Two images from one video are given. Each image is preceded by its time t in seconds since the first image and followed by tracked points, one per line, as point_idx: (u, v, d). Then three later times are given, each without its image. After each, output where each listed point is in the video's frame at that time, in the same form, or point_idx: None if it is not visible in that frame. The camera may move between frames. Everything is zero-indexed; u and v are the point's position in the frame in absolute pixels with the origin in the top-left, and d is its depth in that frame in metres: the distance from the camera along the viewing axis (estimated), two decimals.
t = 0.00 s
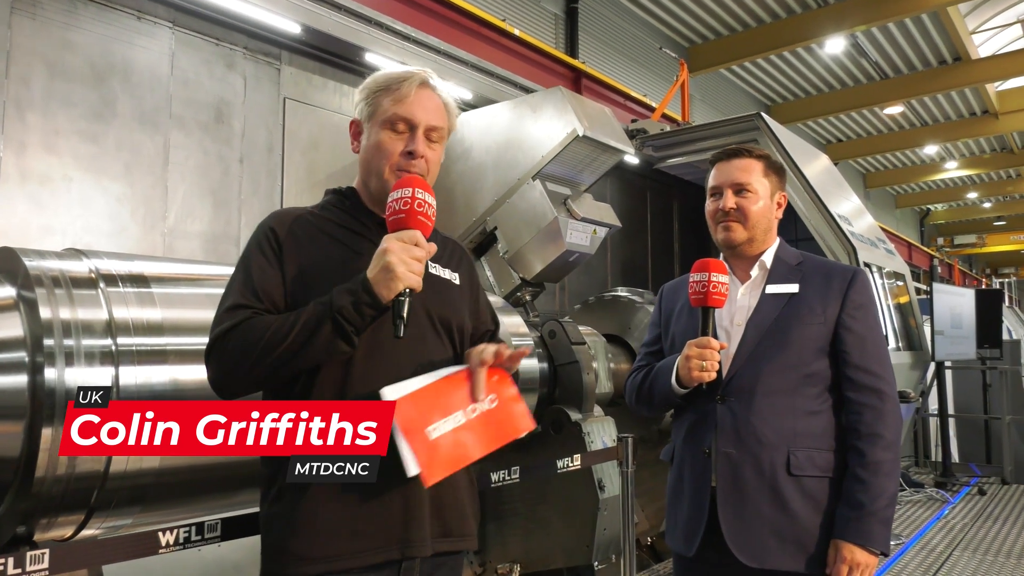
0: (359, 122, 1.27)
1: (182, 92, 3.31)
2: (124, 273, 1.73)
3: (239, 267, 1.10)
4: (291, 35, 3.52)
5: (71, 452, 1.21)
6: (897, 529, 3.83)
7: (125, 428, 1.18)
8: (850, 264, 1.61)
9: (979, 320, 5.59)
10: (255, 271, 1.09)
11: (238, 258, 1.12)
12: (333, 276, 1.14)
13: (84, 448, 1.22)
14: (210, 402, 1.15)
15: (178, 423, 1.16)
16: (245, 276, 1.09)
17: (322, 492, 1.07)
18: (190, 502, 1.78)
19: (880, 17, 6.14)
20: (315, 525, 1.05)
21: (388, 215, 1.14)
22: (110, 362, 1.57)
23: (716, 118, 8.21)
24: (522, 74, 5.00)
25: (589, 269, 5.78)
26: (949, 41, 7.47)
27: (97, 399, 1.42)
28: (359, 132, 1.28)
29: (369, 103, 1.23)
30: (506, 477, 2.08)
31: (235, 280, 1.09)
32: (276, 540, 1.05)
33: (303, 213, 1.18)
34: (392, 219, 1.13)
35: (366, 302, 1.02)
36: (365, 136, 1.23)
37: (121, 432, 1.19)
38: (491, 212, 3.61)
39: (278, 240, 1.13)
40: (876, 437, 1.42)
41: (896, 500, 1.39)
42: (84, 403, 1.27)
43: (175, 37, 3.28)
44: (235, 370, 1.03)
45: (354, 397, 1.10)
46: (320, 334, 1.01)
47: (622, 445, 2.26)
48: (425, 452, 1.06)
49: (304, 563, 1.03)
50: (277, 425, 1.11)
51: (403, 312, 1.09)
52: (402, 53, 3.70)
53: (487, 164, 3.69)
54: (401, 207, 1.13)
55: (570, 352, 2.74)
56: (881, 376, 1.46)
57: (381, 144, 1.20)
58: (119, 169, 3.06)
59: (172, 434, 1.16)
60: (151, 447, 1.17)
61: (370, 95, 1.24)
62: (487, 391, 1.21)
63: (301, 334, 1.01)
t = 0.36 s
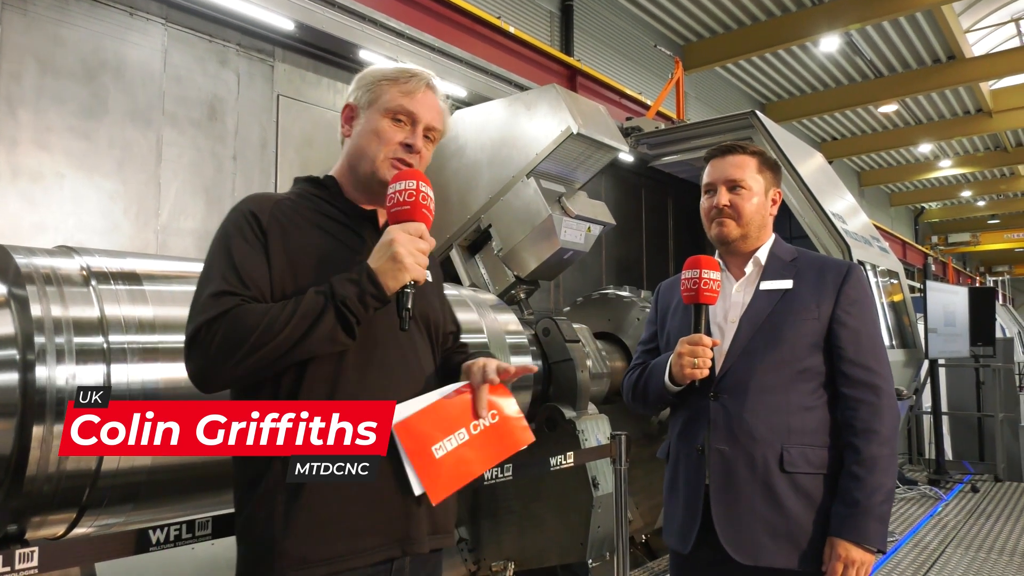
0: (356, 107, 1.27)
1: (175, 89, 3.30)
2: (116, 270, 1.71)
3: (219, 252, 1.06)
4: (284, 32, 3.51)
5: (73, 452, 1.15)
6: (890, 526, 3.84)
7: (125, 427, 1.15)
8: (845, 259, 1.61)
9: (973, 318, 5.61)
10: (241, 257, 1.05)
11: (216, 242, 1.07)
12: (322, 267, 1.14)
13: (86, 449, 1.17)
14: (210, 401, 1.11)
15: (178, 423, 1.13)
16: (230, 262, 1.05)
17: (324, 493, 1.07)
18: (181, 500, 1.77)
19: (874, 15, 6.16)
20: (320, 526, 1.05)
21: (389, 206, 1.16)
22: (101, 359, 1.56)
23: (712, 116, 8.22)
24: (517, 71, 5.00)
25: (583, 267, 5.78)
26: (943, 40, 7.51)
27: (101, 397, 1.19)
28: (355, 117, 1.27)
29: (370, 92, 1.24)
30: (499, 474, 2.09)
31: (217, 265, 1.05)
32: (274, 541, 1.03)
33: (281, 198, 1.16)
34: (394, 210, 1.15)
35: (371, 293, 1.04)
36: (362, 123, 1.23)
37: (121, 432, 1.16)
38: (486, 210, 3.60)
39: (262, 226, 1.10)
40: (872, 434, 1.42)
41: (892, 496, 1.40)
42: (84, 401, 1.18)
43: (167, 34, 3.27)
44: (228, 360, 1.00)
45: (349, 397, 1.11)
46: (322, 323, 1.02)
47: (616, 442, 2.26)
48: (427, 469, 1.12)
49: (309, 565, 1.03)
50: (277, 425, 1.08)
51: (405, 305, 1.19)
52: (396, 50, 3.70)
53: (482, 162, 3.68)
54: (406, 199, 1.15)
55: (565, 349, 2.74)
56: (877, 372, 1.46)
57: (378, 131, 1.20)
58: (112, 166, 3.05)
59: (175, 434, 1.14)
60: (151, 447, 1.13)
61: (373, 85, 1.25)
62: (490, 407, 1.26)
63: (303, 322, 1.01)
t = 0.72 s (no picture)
0: (328, 94, 1.20)
1: (173, 88, 3.29)
2: (113, 269, 1.71)
3: (204, 249, 1.02)
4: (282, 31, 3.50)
5: (71, 452, 1.23)
6: (888, 525, 3.84)
7: (125, 427, 1.20)
8: (844, 259, 1.60)
9: (972, 317, 5.61)
10: (234, 257, 1.03)
11: (198, 238, 1.02)
12: (308, 264, 1.13)
13: (85, 448, 1.24)
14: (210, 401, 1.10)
15: (178, 423, 1.12)
16: (222, 262, 1.02)
17: (317, 500, 1.06)
18: (180, 499, 1.76)
19: (873, 14, 6.17)
20: (310, 534, 1.05)
21: (402, 214, 1.28)
22: (100, 358, 1.56)
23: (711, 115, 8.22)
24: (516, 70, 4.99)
25: (582, 266, 5.78)
26: (942, 39, 7.51)
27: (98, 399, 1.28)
28: (328, 104, 1.19)
29: (349, 81, 1.20)
30: (496, 474, 2.10)
31: (208, 266, 1.01)
32: (260, 550, 1.01)
33: (253, 187, 1.12)
34: (407, 216, 1.28)
35: (388, 299, 1.09)
36: (347, 116, 1.19)
37: (121, 432, 1.21)
38: (484, 209, 3.61)
39: (244, 220, 1.07)
40: (868, 434, 1.42)
41: (889, 496, 1.40)
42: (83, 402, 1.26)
43: (165, 32, 3.26)
44: (244, 368, 0.99)
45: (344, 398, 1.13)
46: (339, 329, 1.04)
47: (613, 441, 2.26)
48: (430, 447, 1.16)
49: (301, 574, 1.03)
50: (277, 425, 1.08)
51: (417, 314, 1.36)
52: (394, 49, 3.69)
53: (480, 161, 3.67)
54: (420, 206, 1.29)
55: (563, 348, 2.75)
56: (874, 372, 1.46)
57: (374, 126, 1.21)
58: (110, 165, 3.05)
59: (173, 433, 1.13)
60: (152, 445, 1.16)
61: (349, 72, 1.20)
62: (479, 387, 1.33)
63: (321, 328, 1.03)
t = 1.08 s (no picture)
0: (315, 90, 1.18)
1: (171, 85, 3.29)
2: (110, 266, 1.70)
3: (243, 252, 1.00)
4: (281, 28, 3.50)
5: (73, 451, 1.32)
6: (885, 525, 3.85)
7: (125, 427, 1.26)
8: (840, 259, 1.61)
9: (969, 317, 5.62)
10: (271, 259, 1.03)
11: (231, 242, 1.01)
12: (329, 263, 1.15)
13: (86, 446, 1.32)
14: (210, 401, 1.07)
15: (179, 424, 1.11)
16: (262, 265, 1.01)
17: (349, 496, 1.09)
18: (175, 497, 1.76)
19: (872, 14, 6.17)
20: (343, 528, 1.07)
21: (414, 207, 1.31)
22: (95, 356, 1.55)
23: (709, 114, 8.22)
24: (515, 69, 4.99)
25: (580, 265, 5.79)
26: (941, 39, 7.51)
27: (98, 400, 1.40)
28: (316, 101, 1.18)
29: (337, 78, 1.19)
30: (493, 472, 2.10)
31: (250, 269, 1.00)
32: (299, 548, 1.03)
33: (267, 190, 1.12)
34: (420, 210, 1.30)
35: (421, 292, 1.14)
36: (336, 114, 1.19)
37: (120, 432, 1.27)
38: (482, 207, 3.61)
39: (271, 221, 1.07)
40: (863, 434, 1.42)
41: (883, 497, 1.40)
42: (84, 403, 1.37)
43: (164, 29, 3.26)
44: (302, 371, 1.00)
45: (360, 396, 1.16)
46: (382, 325, 1.09)
47: (610, 440, 2.26)
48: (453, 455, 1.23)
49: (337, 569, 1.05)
50: (277, 425, 1.08)
51: (442, 305, 1.44)
52: (393, 46, 3.68)
53: (478, 159, 3.67)
54: (431, 201, 1.32)
55: (560, 347, 2.75)
56: (869, 372, 1.46)
57: (361, 122, 1.21)
58: (107, 162, 3.04)
59: (172, 433, 1.14)
60: (151, 445, 1.19)
61: (336, 68, 1.19)
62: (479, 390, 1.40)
63: (369, 324, 1.07)
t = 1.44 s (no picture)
0: (337, 101, 1.18)
1: (166, 85, 3.28)
2: (104, 266, 1.69)
3: (281, 262, 1.01)
4: (277, 28, 3.50)
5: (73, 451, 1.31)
6: (879, 525, 3.86)
7: (125, 427, 1.26)
8: (833, 260, 1.61)
9: (964, 318, 5.63)
10: (307, 270, 1.04)
11: (269, 250, 1.01)
12: (352, 270, 1.17)
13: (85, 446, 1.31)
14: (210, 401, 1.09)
15: (178, 424, 1.18)
16: (299, 276, 1.02)
17: (368, 493, 1.12)
18: (167, 498, 1.75)
19: (868, 16, 6.19)
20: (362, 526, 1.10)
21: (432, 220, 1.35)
22: (88, 356, 1.54)
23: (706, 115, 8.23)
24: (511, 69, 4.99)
25: (576, 266, 5.79)
26: (936, 40, 7.54)
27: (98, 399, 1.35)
28: (336, 111, 1.18)
29: (358, 90, 1.18)
30: (488, 473, 2.10)
31: (289, 280, 1.01)
32: (323, 545, 1.05)
33: (297, 196, 1.12)
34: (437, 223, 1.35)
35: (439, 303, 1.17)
36: (356, 125, 1.19)
37: (120, 432, 1.27)
38: (478, 207, 3.59)
39: (305, 230, 1.07)
40: (856, 435, 1.42)
41: (876, 497, 1.40)
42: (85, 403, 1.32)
43: (159, 29, 3.25)
44: (333, 382, 1.01)
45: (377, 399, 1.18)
46: (403, 338, 1.11)
47: (605, 441, 2.25)
48: (448, 459, 1.27)
49: (355, 565, 1.09)
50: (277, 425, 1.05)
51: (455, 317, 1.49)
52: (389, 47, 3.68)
53: (475, 160, 3.67)
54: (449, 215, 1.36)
55: (556, 348, 2.74)
56: (862, 373, 1.46)
57: (379, 133, 1.21)
58: (102, 161, 3.03)
59: (172, 433, 1.19)
60: (151, 445, 1.22)
61: (358, 79, 1.18)
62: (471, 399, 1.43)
63: (392, 337, 1.10)
